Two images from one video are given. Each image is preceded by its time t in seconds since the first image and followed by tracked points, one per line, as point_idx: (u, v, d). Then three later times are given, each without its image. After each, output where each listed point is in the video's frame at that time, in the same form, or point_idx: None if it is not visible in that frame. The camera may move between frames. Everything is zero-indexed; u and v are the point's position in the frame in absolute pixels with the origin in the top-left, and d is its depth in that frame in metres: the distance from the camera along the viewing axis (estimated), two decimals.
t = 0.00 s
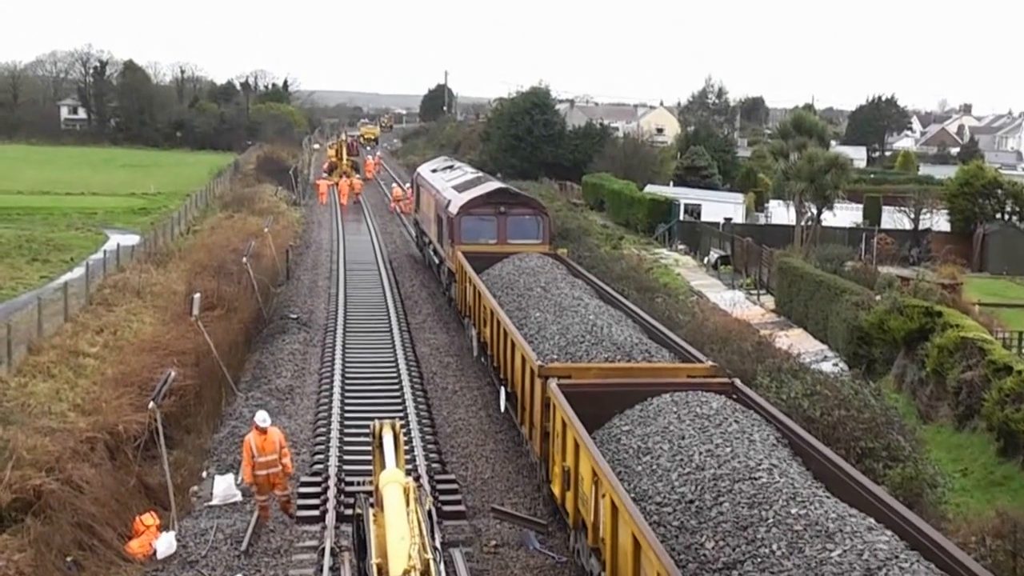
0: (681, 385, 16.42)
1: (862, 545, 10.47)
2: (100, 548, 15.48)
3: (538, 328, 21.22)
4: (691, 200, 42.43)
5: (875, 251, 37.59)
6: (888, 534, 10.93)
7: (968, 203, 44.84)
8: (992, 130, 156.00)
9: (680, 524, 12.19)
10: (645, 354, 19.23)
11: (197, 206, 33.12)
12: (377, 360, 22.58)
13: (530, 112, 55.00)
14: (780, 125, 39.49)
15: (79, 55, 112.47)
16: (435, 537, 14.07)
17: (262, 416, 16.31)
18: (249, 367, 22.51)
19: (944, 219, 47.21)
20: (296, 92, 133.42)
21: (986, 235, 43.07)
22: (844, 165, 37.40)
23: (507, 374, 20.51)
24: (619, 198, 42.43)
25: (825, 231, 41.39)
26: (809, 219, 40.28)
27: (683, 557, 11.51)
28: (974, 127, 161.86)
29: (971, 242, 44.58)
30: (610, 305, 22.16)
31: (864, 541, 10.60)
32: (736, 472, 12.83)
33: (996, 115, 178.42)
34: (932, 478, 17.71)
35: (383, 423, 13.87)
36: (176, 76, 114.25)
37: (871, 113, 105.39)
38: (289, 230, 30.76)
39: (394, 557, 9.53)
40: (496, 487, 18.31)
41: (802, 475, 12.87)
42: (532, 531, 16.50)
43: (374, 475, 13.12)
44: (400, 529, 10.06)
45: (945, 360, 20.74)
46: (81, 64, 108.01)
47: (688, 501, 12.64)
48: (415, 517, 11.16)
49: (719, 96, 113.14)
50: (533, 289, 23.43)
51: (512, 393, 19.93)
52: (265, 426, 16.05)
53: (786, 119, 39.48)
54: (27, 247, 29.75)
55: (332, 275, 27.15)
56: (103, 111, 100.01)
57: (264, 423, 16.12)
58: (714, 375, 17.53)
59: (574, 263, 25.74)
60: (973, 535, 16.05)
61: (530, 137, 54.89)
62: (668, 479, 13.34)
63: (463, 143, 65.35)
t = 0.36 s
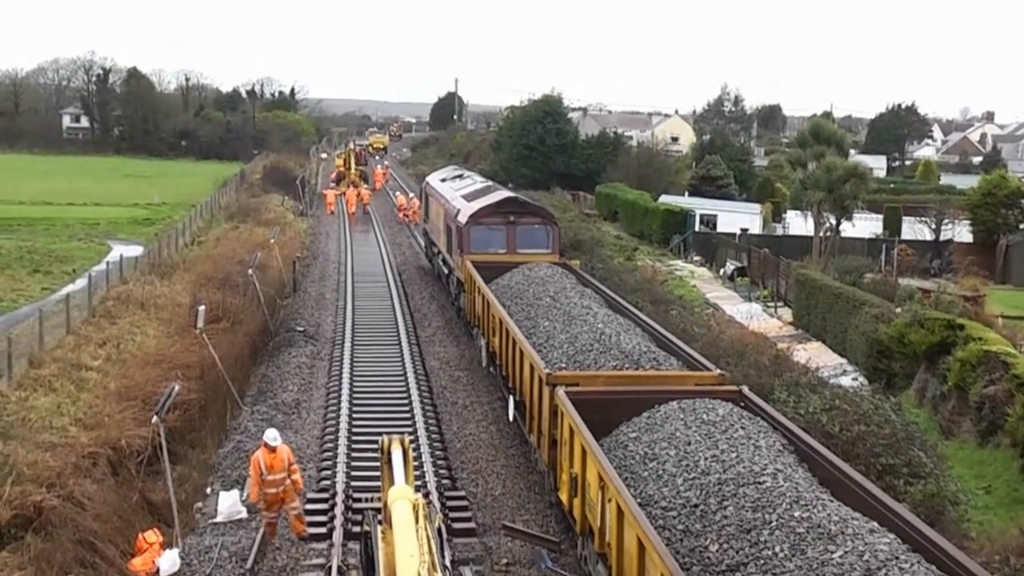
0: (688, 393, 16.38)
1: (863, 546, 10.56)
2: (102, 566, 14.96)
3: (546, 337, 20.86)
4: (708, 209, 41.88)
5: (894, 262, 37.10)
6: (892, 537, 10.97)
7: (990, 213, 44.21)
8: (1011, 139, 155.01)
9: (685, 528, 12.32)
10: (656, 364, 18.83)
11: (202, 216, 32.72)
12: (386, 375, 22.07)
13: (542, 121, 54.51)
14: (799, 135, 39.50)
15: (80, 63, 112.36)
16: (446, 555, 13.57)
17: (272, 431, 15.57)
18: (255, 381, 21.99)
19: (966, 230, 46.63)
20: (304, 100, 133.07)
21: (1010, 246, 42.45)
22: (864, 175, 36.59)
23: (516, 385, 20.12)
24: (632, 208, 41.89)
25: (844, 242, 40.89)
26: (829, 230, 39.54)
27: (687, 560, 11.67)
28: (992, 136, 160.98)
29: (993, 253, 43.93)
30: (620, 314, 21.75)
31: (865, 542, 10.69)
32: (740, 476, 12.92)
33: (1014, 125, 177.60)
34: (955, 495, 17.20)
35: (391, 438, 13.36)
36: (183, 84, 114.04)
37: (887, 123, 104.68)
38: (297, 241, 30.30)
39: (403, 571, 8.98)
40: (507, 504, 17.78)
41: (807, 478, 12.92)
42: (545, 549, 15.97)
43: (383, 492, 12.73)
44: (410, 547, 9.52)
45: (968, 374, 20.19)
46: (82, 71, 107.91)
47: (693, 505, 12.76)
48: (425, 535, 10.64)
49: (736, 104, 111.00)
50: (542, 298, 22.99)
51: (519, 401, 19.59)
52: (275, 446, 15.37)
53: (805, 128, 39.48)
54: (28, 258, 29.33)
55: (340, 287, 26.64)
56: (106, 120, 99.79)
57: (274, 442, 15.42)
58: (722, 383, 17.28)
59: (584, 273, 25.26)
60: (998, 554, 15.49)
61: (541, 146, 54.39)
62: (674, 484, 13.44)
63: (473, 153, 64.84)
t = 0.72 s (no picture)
0: (703, 406, 16.00)
1: (875, 554, 10.46)
2: None
3: (561, 348, 20.17)
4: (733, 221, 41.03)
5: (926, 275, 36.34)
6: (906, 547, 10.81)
7: None
8: None
9: (698, 537, 12.14)
10: (674, 375, 18.10)
11: (208, 228, 32.03)
12: (399, 392, 21.32)
13: (560, 128, 53.64)
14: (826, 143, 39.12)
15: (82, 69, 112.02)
16: None
17: (300, 457, 14.57)
18: (263, 399, 21.24)
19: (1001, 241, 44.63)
20: (316, 108, 132.46)
21: None
22: (894, 185, 35.84)
23: (530, 397, 19.39)
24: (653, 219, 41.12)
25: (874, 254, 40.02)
26: (857, 241, 38.75)
27: (700, 569, 11.53)
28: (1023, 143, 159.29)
29: None
30: (637, 326, 21.04)
31: (877, 550, 10.59)
32: (755, 487, 12.75)
33: None
34: (991, 518, 16.43)
35: (405, 457, 12.83)
36: (193, 92, 113.62)
37: (916, 131, 103.29)
38: (307, 253, 29.56)
39: None
40: (524, 526, 16.96)
41: (822, 489, 12.73)
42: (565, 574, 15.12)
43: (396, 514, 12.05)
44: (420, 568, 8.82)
45: (1003, 393, 19.06)
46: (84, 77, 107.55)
47: (706, 514, 12.58)
48: (439, 558, 9.94)
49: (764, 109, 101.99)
50: (557, 309, 22.25)
51: (534, 413, 18.93)
52: (299, 473, 14.37)
53: (834, 136, 38.93)
54: (28, 271, 28.68)
55: (351, 301, 25.84)
56: (110, 128, 99.38)
57: (300, 470, 14.42)
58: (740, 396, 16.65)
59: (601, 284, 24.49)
60: None
61: (557, 155, 53.51)
62: (688, 494, 13.23)
63: (489, 161, 63.99)
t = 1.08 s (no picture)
0: (717, 416, 15.53)
1: (888, 561, 10.24)
2: None
3: (575, 358, 19.44)
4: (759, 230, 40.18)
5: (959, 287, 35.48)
6: (918, 553, 10.61)
7: None
8: None
9: (711, 546, 11.87)
10: (691, 387, 17.40)
11: (213, 238, 31.32)
12: (411, 407, 20.53)
13: (577, 135, 52.78)
14: (852, 150, 38.67)
15: (82, 74, 111.37)
16: None
17: (329, 474, 13.82)
18: (270, 416, 20.48)
19: None
20: (329, 116, 131.87)
21: None
22: (924, 194, 35.00)
23: (543, 409, 18.65)
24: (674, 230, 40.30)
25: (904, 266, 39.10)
26: (886, 252, 37.91)
27: None
28: None
29: None
30: (654, 335, 20.27)
31: (890, 557, 10.36)
32: (768, 495, 12.44)
33: None
34: None
35: (417, 475, 12.13)
36: (204, 99, 113.10)
37: (945, 139, 102.24)
38: (315, 265, 28.83)
39: None
40: (541, 547, 16.17)
41: (836, 497, 12.46)
42: None
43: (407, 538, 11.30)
44: None
45: None
46: (86, 83, 106.93)
47: (719, 523, 12.28)
48: None
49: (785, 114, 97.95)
50: (571, 319, 21.49)
51: (547, 426, 18.25)
52: (327, 490, 13.57)
53: (859, 143, 38.54)
54: (25, 283, 28.00)
55: (360, 314, 25.03)
56: (111, 135, 98.69)
57: (327, 487, 13.61)
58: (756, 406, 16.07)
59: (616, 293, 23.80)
60: None
61: (573, 163, 52.67)
62: (701, 503, 12.90)
63: (503, 169, 63.17)
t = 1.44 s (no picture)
0: (729, 424, 15.10)
1: (897, 565, 10.15)
2: None
3: (586, 367, 18.80)
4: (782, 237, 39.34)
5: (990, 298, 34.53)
6: (930, 559, 10.46)
7: None
8: None
9: (723, 553, 11.77)
10: (705, 395, 16.72)
11: (215, 245, 30.63)
12: (420, 421, 19.81)
13: (592, 139, 51.89)
14: (879, 155, 37.84)
15: (82, 78, 110.71)
16: None
17: (333, 484, 13.06)
18: (275, 430, 19.70)
19: None
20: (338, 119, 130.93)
21: None
22: (953, 201, 34.21)
23: (554, 417, 18.04)
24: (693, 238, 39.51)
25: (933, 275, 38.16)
26: (914, 260, 37.01)
27: None
28: None
29: None
30: (668, 343, 19.58)
31: (899, 562, 10.27)
32: (779, 501, 12.28)
33: None
34: None
35: (426, 493, 11.79)
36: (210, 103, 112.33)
37: (972, 143, 100.87)
38: (321, 274, 28.09)
39: None
40: (556, 567, 15.36)
41: (848, 502, 12.26)
42: None
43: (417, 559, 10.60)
44: None
45: None
46: (85, 87, 106.46)
47: (731, 530, 12.13)
48: None
49: (808, 120, 95.73)
50: (583, 327, 20.77)
51: (559, 435, 17.68)
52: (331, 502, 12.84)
53: (886, 148, 37.73)
54: (21, 293, 27.37)
55: (368, 325, 24.21)
56: (109, 140, 98.04)
57: (331, 498, 12.88)
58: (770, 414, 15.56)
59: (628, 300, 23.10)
60: None
61: (587, 168, 51.75)
62: (713, 511, 12.73)
63: (516, 175, 62.31)
